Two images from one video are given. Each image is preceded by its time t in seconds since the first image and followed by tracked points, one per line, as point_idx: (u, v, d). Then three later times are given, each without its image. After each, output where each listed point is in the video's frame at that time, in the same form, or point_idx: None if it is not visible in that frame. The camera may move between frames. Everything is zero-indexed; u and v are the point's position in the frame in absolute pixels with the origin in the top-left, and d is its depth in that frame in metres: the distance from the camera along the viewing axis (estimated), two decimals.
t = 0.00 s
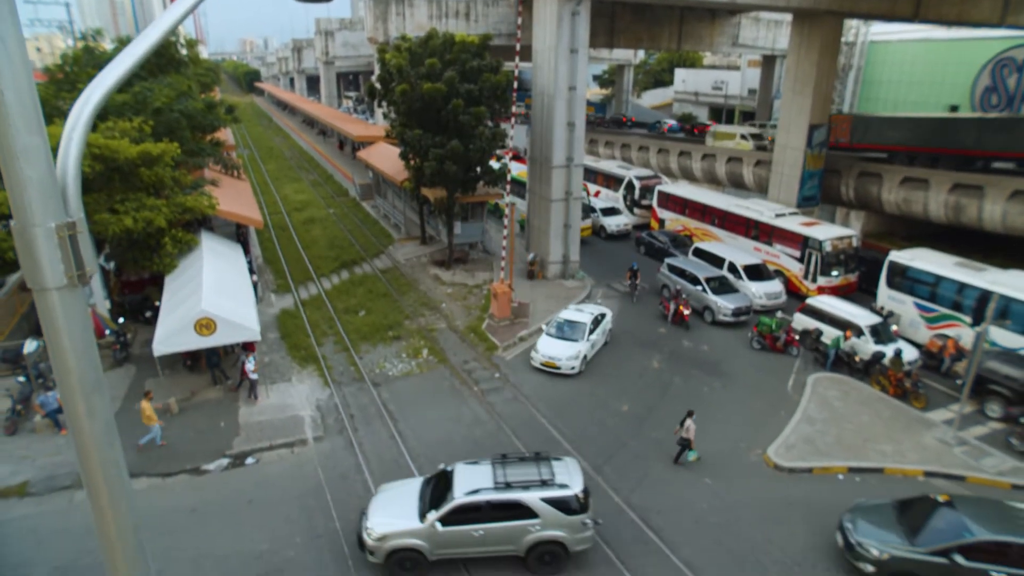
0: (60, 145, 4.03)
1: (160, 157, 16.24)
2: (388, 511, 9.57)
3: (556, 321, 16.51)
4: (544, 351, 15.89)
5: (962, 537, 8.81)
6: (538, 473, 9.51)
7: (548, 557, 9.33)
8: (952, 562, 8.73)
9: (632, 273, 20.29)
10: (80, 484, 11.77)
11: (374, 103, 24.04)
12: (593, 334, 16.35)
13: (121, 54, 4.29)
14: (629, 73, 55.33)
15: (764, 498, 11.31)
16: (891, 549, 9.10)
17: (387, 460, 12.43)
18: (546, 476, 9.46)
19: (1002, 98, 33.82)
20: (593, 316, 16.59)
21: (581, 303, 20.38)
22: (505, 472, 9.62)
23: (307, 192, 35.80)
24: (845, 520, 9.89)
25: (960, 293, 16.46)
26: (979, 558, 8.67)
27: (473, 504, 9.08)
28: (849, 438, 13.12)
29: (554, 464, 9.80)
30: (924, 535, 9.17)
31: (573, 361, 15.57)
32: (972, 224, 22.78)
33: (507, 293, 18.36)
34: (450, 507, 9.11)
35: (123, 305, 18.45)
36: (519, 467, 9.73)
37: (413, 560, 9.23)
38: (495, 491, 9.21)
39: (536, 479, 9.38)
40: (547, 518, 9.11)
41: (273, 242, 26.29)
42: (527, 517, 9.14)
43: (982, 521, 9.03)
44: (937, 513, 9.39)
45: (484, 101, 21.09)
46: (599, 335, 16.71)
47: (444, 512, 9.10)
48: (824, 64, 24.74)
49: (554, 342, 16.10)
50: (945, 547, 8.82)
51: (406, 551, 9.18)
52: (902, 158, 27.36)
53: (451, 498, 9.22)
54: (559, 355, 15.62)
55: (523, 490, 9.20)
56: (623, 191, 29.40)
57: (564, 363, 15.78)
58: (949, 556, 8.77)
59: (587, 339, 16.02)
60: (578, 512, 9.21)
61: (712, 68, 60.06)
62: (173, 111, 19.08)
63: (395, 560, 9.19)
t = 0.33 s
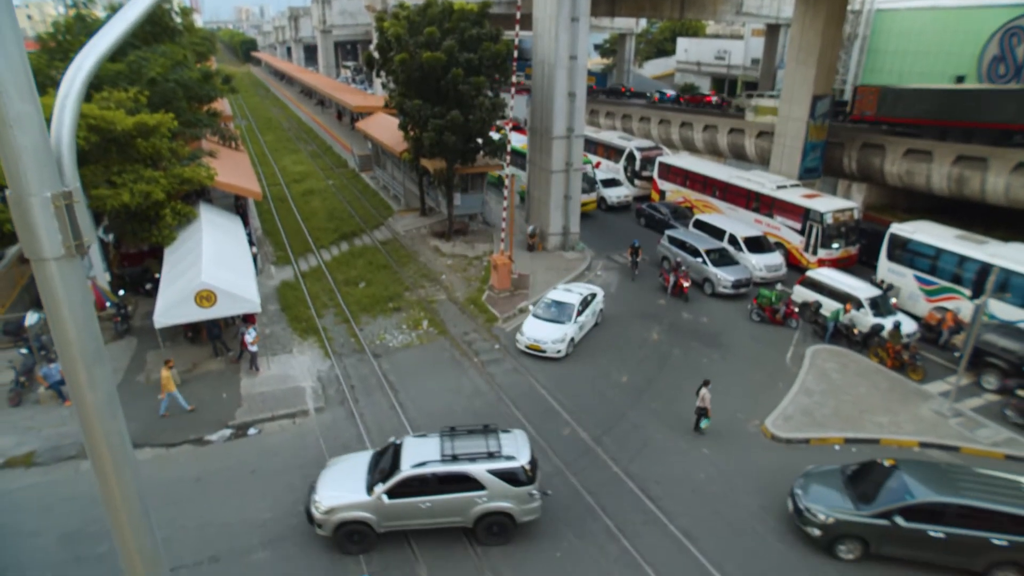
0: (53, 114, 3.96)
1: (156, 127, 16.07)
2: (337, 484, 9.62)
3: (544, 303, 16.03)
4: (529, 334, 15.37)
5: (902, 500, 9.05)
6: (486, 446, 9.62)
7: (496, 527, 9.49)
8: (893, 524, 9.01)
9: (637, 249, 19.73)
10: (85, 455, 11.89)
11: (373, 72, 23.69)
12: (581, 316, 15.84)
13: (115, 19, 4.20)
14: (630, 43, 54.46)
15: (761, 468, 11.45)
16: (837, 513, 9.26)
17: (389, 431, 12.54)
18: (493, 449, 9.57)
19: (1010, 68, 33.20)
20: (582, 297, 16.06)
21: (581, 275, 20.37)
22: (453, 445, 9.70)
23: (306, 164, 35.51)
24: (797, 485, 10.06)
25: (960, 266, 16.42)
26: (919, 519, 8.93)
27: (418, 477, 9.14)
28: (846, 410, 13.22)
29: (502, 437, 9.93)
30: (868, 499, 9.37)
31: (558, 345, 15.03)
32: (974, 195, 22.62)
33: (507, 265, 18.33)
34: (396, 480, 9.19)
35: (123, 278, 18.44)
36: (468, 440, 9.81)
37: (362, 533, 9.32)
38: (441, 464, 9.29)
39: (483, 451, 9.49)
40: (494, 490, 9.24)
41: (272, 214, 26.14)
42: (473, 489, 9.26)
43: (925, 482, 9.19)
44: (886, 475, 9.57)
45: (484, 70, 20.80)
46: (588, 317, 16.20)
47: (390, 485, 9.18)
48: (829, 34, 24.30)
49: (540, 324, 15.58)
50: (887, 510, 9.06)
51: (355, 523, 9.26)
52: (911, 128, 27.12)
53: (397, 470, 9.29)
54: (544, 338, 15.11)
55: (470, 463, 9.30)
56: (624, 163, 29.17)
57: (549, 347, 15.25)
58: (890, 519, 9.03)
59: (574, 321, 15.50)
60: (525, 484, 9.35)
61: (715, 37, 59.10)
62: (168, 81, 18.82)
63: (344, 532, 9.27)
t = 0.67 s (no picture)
0: (45, 84, 3.91)
1: (153, 101, 15.89)
2: (284, 461, 9.58)
3: (530, 286, 15.54)
4: (513, 318, 14.88)
5: (851, 467, 9.22)
6: (431, 422, 9.65)
7: (442, 503, 9.53)
8: (842, 490, 9.19)
9: (637, 229, 19.06)
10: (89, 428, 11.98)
11: (371, 44, 23.33)
12: (569, 300, 15.33)
13: None
14: (632, 13, 53.62)
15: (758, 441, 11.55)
16: (789, 481, 9.41)
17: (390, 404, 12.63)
18: (438, 425, 9.60)
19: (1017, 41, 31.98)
20: (570, 281, 15.57)
21: (581, 249, 20.30)
22: (399, 421, 9.70)
23: (304, 137, 35.16)
24: (752, 455, 10.20)
25: (961, 241, 16.35)
26: (866, 485, 9.13)
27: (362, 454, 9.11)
28: (844, 384, 13.30)
29: (449, 413, 9.95)
30: (818, 467, 9.54)
31: (543, 330, 14.54)
32: (978, 170, 22.44)
33: (507, 239, 18.27)
34: (341, 456, 9.17)
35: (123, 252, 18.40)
36: (414, 417, 9.81)
37: (308, 509, 9.30)
38: (386, 440, 9.29)
39: (428, 428, 9.51)
40: (439, 466, 9.28)
41: (271, 188, 25.97)
42: (418, 465, 9.29)
43: (874, 450, 9.38)
44: (837, 444, 9.74)
45: (484, 41, 20.49)
46: (576, 301, 15.68)
47: (335, 461, 9.15)
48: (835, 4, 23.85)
49: (525, 309, 15.08)
50: (837, 477, 9.23)
51: (301, 500, 9.23)
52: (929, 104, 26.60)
53: (342, 447, 9.25)
54: (528, 323, 14.61)
55: (414, 439, 9.31)
56: (625, 136, 28.90)
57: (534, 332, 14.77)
58: (839, 486, 9.21)
59: (559, 306, 14.98)
60: (471, 459, 9.41)
61: (718, 8, 58.15)
62: (163, 52, 18.55)
63: (290, 509, 9.24)
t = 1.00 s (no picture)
0: (35, 50, 3.83)
1: (148, 70, 15.67)
2: (228, 438, 9.51)
3: (513, 269, 14.95)
4: (493, 302, 14.33)
5: (806, 433, 9.38)
6: (375, 397, 9.61)
7: (388, 477, 9.55)
8: (797, 456, 9.35)
9: (640, 208, 18.46)
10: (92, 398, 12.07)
11: (369, 11, 22.91)
12: (553, 284, 14.71)
13: None
14: None
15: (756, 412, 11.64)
16: (746, 447, 9.55)
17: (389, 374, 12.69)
18: (382, 400, 9.56)
19: None
20: (554, 263, 14.91)
21: (581, 220, 20.21)
22: (343, 397, 9.64)
23: (302, 107, 34.73)
24: (712, 424, 10.35)
25: (963, 213, 16.26)
26: (820, 450, 9.28)
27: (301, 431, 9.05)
28: (843, 355, 13.37)
29: (394, 388, 9.91)
30: (775, 434, 9.68)
31: (523, 315, 13.96)
32: (982, 142, 22.23)
33: (507, 210, 18.17)
34: (284, 433, 9.11)
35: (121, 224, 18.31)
36: (359, 392, 9.77)
37: (252, 485, 9.28)
38: (330, 416, 9.24)
39: (372, 403, 9.47)
40: (382, 441, 9.26)
41: (270, 159, 25.74)
42: (362, 440, 9.26)
43: (828, 416, 9.55)
44: (796, 412, 9.89)
45: (483, 8, 20.09)
46: (561, 284, 15.07)
47: (277, 438, 9.09)
48: None
49: (506, 292, 14.51)
50: (790, 443, 9.39)
51: (245, 476, 9.20)
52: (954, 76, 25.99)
53: (285, 423, 9.19)
54: (507, 307, 14.05)
55: (357, 414, 9.27)
56: (626, 107, 28.55)
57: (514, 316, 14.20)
58: (794, 451, 9.37)
59: (542, 290, 14.36)
60: (415, 434, 9.40)
61: None
62: (156, 20, 18.18)
63: (235, 485, 9.20)
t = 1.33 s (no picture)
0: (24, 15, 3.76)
1: (142, 40, 15.40)
2: (171, 417, 9.47)
3: (491, 254, 14.42)
4: (468, 287, 13.85)
5: (769, 403, 9.53)
6: (318, 372, 9.61)
7: (333, 452, 9.55)
8: (759, 425, 9.50)
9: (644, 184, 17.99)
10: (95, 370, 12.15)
11: None
12: (532, 269, 14.09)
13: None
14: None
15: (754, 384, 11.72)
16: (708, 417, 9.66)
17: (390, 346, 12.75)
18: (324, 375, 9.56)
19: None
20: (534, 248, 14.29)
21: (582, 192, 20.09)
22: (286, 373, 9.62)
23: (300, 77, 34.27)
24: (676, 394, 10.46)
25: (966, 186, 16.15)
26: (782, 420, 9.44)
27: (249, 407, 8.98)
28: (841, 328, 13.41)
29: (338, 363, 9.90)
30: (737, 404, 9.82)
31: (497, 303, 13.45)
32: (988, 113, 21.95)
33: (507, 181, 18.05)
34: (225, 410, 9.08)
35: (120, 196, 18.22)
36: (303, 367, 9.76)
37: (196, 463, 9.25)
38: (271, 392, 9.23)
39: (314, 378, 9.45)
40: (325, 416, 9.26)
41: (268, 130, 25.49)
42: (304, 416, 9.25)
43: (792, 386, 9.69)
44: (762, 382, 10.04)
45: None
46: (541, 269, 14.43)
47: (218, 415, 9.07)
48: None
49: (482, 277, 13.99)
50: (753, 413, 9.53)
51: (188, 455, 9.17)
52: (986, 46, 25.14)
53: (227, 400, 9.16)
54: (481, 293, 13.58)
55: (298, 390, 9.24)
56: (627, 77, 28.15)
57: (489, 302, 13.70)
58: (756, 421, 9.51)
59: (519, 276, 13.76)
60: (358, 409, 9.39)
61: None
62: None
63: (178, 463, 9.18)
